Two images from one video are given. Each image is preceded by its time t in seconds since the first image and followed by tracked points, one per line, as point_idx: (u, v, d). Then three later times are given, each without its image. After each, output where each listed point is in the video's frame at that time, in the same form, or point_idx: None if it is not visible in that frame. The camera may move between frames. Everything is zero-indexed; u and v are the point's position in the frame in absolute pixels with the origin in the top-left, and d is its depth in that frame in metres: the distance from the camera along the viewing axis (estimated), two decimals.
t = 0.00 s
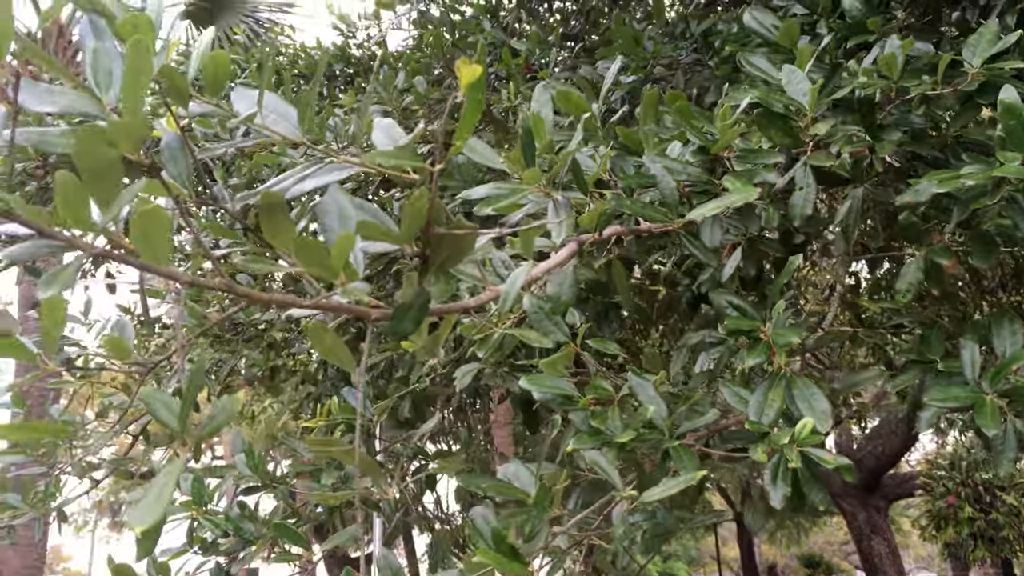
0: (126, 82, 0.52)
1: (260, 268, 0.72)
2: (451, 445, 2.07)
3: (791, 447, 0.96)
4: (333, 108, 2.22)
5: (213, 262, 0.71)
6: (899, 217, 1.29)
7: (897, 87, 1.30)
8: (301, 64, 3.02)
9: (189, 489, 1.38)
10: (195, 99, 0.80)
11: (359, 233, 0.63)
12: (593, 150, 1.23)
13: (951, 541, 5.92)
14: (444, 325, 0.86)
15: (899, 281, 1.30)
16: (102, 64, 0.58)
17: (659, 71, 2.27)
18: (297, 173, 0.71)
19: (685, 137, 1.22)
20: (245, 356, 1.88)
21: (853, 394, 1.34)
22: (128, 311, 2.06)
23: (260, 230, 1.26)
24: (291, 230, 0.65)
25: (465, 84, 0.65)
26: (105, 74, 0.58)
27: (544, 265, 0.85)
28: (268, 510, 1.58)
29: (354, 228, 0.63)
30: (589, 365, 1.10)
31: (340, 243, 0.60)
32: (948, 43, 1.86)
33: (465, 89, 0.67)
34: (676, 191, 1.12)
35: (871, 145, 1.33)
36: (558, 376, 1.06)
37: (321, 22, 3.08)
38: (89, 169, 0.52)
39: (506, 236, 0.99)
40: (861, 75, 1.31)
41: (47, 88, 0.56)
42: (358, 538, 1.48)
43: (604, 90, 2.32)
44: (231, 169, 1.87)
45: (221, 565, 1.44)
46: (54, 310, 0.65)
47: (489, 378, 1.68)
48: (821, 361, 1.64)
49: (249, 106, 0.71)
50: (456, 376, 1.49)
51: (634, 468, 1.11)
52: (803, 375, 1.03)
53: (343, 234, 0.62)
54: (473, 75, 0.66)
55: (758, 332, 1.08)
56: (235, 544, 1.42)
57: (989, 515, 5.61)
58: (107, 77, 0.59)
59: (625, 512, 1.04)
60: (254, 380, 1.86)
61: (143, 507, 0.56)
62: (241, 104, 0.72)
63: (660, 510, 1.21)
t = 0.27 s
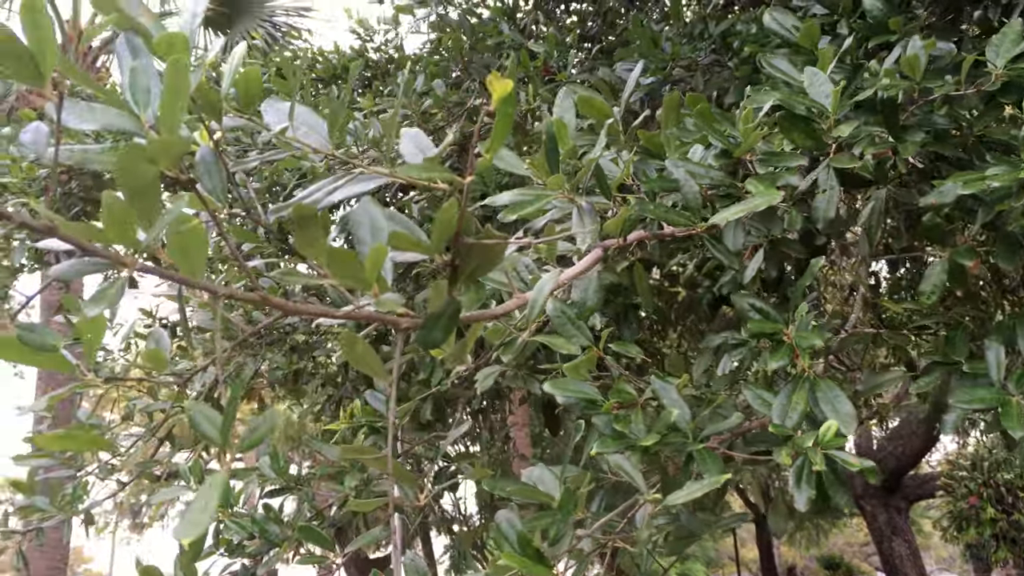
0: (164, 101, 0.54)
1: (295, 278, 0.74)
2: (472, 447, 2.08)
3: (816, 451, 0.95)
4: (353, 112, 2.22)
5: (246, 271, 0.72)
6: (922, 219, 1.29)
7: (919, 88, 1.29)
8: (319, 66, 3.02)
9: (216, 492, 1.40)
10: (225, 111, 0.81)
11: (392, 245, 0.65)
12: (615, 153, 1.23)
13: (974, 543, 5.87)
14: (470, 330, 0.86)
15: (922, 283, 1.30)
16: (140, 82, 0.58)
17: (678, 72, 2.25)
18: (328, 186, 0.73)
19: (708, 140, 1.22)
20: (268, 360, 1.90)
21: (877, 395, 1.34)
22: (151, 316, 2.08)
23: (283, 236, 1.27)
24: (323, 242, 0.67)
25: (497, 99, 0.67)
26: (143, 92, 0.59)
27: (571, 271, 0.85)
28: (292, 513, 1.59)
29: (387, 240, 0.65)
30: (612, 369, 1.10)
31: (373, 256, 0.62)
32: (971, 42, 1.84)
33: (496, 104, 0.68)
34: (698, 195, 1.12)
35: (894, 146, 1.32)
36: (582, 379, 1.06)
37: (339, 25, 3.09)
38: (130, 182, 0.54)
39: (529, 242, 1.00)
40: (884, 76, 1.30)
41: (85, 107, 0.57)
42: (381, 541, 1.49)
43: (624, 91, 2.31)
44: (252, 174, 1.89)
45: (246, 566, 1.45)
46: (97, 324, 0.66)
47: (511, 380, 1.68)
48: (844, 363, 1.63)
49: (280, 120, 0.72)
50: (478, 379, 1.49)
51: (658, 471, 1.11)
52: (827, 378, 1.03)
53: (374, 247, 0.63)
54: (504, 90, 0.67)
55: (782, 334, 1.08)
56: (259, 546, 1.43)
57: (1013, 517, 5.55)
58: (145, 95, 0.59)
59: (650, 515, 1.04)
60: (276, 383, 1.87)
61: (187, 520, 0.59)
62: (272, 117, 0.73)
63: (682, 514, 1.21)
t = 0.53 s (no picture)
0: (180, 118, 0.55)
1: (309, 289, 0.75)
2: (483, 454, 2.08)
3: (828, 458, 0.96)
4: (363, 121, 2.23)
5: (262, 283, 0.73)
6: (933, 225, 1.29)
7: (929, 95, 1.30)
8: (330, 75, 3.04)
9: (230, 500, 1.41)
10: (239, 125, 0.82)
11: (403, 257, 0.65)
12: (625, 161, 1.23)
13: (988, 549, 5.83)
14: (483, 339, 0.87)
15: (934, 289, 1.30)
16: (158, 101, 0.59)
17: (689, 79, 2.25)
18: (341, 198, 0.73)
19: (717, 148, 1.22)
20: (281, 368, 1.91)
21: (889, 402, 1.34)
22: (166, 324, 2.09)
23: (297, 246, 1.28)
24: (336, 254, 0.68)
25: (505, 113, 0.69)
26: (162, 110, 0.59)
27: (582, 280, 0.86)
28: (305, 520, 1.60)
29: (398, 252, 0.65)
30: (624, 377, 1.11)
31: (385, 269, 0.62)
32: (982, 47, 1.83)
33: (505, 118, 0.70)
34: (708, 204, 1.12)
35: (904, 154, 1.32)
36: (593, 387, 1.07)
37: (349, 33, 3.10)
38: (147, 198, 0.55)
39: (540, 251, 1.00)
40: (894, 83, 1.30)
41: (103, 124, 0.57)
42: (393, 548, 1.49)
43: (634, 98, 2.31)
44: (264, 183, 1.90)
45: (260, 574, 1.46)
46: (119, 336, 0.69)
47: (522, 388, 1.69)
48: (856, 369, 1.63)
49: (292, 134, 0.73)
50: (490, 387, 1.50)
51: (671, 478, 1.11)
52: (838, 386, 1.03)
53: (387, 259, 0.64)
54: (513, 105, 0.69)
55: (793, 342, 1.08)
56: (273, 555, 1.44)
57: None
58: (163, 113, 0.60)
59: (663, 522, 1.05)
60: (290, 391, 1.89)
61: (207, 526, 0.59)
62: (285, 130, 0.74)
63: (695, 521, 1.21)
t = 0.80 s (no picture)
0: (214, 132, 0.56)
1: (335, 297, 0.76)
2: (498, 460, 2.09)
3: (847, 463, 0.96)
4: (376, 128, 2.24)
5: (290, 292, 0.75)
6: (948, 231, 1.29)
7: (943, 101, 1.30)
8: (341, 83, 3.05)
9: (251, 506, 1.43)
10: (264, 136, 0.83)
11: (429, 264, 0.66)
12: (641, 169, 1.24)
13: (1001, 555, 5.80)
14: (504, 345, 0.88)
15: (949, 294, 1.30)
16: (193, 114, 0.60)
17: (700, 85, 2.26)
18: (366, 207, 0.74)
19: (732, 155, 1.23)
20: (297, 375, 1.92)
21: (905, 406, 1.34)
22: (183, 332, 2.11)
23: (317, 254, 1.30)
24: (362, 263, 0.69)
25: (531, 123, 0.70)
26: (196, 123, 0.60)
27: (603, 286, 0.87)
28: (324, 526, 1.62)
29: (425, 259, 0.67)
30: (642, 382, 1.12)
31: (413, 277, 0.64)
32: (995, 52, 1.84)
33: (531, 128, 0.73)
34: (725, 211, 1.13)
35: (919, 159, 1.33)
36: (612, 393, 1.08)
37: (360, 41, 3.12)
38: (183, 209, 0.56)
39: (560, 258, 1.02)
40: (908, 90, 1.31)
41: (141, 137, 0.58)
42: (411, 554, 1.50)
43: (646, 105, 2.32)
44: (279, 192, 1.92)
45: None
46: (155, 344, 0.70)
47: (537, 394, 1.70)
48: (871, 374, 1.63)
49: (321, 145, 0.73)
50: (506, 393, 1.51)
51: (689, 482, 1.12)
52: (856, 391, 1.04)
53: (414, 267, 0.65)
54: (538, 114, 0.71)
55: (810, 347, 1.09)
56: (292, 560, 1.46)
57: None
58: (197, 126, 0.61)
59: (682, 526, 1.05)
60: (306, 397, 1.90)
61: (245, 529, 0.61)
62: (311, 141, 0.73)
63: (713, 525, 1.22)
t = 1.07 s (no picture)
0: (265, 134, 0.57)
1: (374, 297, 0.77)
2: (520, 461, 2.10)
3: (877, 462, 0.96)
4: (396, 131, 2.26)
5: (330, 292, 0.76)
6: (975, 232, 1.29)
7: (970, 101, 1.30)
8: (359, 85, 3.07)
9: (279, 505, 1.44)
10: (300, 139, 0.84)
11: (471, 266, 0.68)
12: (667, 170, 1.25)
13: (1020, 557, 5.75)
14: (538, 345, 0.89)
15: (976, 295, 1.30)
16: (242, 118, 0.61)
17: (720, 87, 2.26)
18: (406, 209, 0.75)
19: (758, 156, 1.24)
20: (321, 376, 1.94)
21: (931, 406, 1.34)
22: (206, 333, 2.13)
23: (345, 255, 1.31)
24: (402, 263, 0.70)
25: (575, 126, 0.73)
26: (245, 127, 0.61)
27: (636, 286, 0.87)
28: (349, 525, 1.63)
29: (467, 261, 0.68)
30: (671, 382, 1.12)
31: (458, 279, 0.65)
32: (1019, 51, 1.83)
33: (576, 130, 0.78)
34: (752, 211, 1.14)
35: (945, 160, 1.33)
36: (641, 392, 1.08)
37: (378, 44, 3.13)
38: (238, 213, 0.57)
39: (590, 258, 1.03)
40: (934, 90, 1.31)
41: (194, 141, 0.60)
42: (437, 553, 1.51)
43: (666, 106, 2.32)
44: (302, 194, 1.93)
45: None
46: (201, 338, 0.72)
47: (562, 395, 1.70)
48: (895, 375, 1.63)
49: (362, 147, 0.74)
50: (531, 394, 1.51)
51: (717, 481, 1.13)
52: (885, 390, 1.04)
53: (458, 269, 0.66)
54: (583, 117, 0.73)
55: (839, 347, 1.09)
56: (320, 560, 1.47)
57: None
58: (246, 130, 0.62)
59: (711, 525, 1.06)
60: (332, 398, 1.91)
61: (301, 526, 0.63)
62: (350, 144, 0.74)
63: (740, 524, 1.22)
